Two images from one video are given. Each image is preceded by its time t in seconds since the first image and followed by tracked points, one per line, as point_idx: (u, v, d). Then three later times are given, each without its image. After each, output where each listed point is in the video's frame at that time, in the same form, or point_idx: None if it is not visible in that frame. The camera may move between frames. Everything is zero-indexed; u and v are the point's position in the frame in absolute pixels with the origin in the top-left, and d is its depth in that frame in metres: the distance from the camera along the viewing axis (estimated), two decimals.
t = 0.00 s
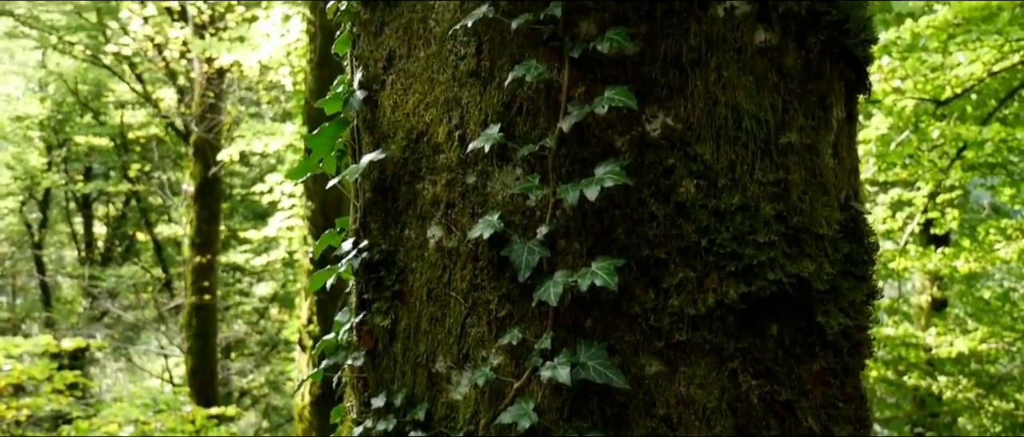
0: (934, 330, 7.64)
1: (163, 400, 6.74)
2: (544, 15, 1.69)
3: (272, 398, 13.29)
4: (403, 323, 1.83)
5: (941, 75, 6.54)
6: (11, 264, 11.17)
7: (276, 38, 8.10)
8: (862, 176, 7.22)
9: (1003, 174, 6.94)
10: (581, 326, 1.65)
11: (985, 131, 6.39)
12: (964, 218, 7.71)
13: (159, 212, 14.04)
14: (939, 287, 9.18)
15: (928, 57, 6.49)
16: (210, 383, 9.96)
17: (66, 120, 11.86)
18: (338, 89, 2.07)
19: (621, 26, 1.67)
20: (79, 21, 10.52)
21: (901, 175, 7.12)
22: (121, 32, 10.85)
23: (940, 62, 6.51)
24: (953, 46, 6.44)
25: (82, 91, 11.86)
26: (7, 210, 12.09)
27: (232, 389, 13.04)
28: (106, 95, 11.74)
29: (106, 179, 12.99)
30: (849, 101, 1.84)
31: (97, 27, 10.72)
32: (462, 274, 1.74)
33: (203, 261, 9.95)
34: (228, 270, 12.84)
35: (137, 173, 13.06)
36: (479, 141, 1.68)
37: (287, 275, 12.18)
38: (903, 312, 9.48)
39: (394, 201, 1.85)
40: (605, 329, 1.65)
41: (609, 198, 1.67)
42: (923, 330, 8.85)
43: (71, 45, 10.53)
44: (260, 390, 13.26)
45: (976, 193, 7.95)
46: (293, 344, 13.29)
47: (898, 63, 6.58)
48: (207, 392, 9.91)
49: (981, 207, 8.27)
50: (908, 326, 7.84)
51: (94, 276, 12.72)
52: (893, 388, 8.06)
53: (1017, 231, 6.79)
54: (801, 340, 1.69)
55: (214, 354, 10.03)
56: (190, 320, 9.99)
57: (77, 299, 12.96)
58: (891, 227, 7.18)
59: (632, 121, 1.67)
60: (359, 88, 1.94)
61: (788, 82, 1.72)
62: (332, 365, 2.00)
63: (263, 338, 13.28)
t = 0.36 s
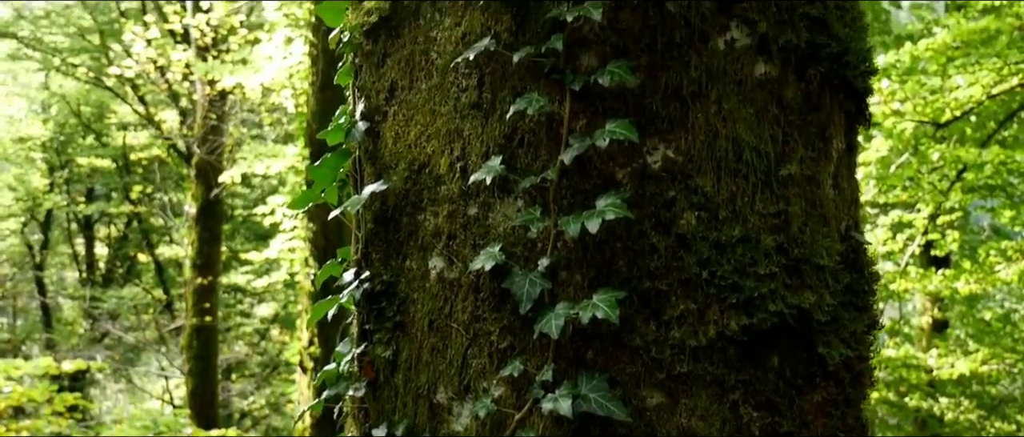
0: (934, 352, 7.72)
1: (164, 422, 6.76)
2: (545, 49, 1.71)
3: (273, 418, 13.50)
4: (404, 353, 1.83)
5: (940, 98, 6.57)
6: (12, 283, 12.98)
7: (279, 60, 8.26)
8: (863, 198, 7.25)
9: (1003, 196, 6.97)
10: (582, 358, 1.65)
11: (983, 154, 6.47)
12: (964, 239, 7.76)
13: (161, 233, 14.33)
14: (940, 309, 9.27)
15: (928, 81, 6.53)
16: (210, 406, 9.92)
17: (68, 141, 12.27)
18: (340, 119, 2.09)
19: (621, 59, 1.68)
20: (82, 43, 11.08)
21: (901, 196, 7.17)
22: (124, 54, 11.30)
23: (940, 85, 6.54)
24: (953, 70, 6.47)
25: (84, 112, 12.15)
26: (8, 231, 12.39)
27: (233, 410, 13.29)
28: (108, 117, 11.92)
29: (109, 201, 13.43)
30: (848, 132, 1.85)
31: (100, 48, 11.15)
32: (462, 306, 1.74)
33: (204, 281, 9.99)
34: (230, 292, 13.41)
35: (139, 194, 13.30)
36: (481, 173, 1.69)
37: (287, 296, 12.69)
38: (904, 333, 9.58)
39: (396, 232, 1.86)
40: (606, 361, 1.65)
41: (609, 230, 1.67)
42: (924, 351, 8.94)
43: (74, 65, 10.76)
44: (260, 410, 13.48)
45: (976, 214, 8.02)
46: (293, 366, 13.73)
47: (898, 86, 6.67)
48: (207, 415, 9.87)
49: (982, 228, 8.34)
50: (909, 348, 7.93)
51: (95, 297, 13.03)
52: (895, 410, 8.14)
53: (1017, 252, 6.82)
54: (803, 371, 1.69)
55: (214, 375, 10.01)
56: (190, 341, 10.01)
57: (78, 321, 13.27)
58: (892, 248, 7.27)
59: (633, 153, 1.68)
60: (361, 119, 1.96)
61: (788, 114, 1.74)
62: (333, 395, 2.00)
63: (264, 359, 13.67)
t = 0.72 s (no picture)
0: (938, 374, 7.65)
1: None
2: (547, 79, 1.72)
3: None
4: (406, 382, 1.83)
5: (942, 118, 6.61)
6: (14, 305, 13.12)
7: (281, 81, 8.45)
8: (866, 219, 7.28)
9: (1005, 217, 7.03)
10: (584, 388, 1.64)
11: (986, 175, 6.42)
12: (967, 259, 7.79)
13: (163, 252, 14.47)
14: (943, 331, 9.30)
15: (928, 101, 6.62)
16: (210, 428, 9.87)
17: (71, 162, 12.51)
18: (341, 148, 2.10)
19: (622, 89, 1.69)
20: (86, 64, 11.16)
21: (903, 217, 7.16)
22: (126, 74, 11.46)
23: (940, 106, 6.65)
24: (953, 91, 6.56)
25: (88, 133, 12.36)
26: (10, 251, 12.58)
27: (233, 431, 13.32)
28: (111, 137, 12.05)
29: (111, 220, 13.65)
30: (849, 160, 1.85)
31: (104, 69, 11.26)
32: (464, 335, 1.74)
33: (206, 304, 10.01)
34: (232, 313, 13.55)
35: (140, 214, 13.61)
36: (483, 203, 1.69)
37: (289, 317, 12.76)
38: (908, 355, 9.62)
39: (398, 261, 1.86)
40: (608, 391, 1.63)
41: (611, 260, 1.67)
42: (928, 373, 8.95)
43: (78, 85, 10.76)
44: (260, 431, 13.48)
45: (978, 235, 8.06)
46: (293, 387, 13.87)
47: (899, 107, 6.67)
48: None
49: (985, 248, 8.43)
50: (913, 370, 7.94)
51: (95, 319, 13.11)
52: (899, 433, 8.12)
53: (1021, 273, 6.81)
54: (805, 402, 1.68)
55: (214, 397, 9.98)
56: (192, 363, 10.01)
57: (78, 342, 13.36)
58: (894, 269, 7.28)
59: (634, 183, 1.68)
60: (363, 147, 1.97)
61: (788, 143, 1.74)
62: (334, 425, 1.99)
63: (264, 380, 13.80)
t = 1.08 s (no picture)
0: (943, 394, 7.67)
1: None
2: (549, 106, 1.72)
3: None
4: (408, 411, 1.82)
5: (944, 136, 6.67)
6: (16, 324, 13.25)
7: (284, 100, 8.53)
8: (869, 238, 7.30)
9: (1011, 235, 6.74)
10: (586, 417, 1.63)
11: (988, 193, 6.44)
12: (970, 277, 7.80)
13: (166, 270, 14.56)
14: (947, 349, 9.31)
15: (930, 119, 6.73)
16: None
17: (74, 182, 12.74)
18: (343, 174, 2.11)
19: (623, 117, 1.69)
20: (88, 85, 11.13)
21: (906, 235, 7.15)
22: (130, 94, 11.35)
23: (942, 124, 6.74)
24: (955, 109, 6.70)
25: (91, 153, 12.55)
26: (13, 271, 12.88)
27: None
28: (113, 157, 12.35)
29: (114, 239, 13.85)
30: (851, 187, 1.85)
31: (106, 90, 11.22)
32: (466, 363, 1.73)
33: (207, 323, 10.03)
34: (234, 332, 13.62)
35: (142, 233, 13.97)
36: (485, 231, 1.69)
37: (292, 336, 12.79)
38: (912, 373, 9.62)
39: (400, 288, 1.86)
40: (610, 421, 1.62)
41: (614, 289, 1.66)
42: (932, 391, 8.94)
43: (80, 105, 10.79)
44: None
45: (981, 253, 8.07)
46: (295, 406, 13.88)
47: (901, 125, 6.73)
48: None
49: (989, 266, 8.47)
50: (917, 389, 7.93)
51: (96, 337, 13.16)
52: None
53: None
54: (809, 430, 1.67)
55: (215, 418, 9.95)
56: (193, 383, 9.98)
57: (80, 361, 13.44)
58: (897, 287, 7.43)
59: (636, 211, 1.68)
60: (365, 174, 1.97)
61: (790, 170, 1.74)
62: None
63: (266, 399, 13.80)
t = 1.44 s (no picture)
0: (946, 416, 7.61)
1: None
2: (551, 134, 1.73)
3: None
4: None
5: (945, 158, 6.67)
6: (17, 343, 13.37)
7: (286, 120, 8.52)
8: (871, 259, 7.30)
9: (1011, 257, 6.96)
10: None
11: (989, 215, 6.46)
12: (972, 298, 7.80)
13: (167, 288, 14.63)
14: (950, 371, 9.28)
15: (931, 140, 6.73)
16: None
17: (76, 201, 12.93)
18: (346, 200, 2.12)
19: (625, 145, 1.70)
20: (92, 103, 11.15)
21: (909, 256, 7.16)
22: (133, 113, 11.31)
23: (942, 145, 6.74)
24: (955, 130, 6.74)
25: (94, 172, 12.70)
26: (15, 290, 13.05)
27: None
28: (116, 176, 12.48)
29: (116, 258, 13.95)
30: (852, 214, 1.85)
31: (110, 108, 11.21)
32: (468, 391, 1.73)
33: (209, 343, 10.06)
34: (235, 351, 13.63)
35: (145, 253, 14.18)
36: (486, 258, 1.69)
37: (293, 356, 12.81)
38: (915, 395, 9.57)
39: (402, 315, 1.86)
40: None
41: (616, 317, 1.66)
42: (935, 413, 8.90)
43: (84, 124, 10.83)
44: None
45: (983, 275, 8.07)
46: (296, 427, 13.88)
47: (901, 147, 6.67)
48: None
49: (991, 288, 8.49)
50: (920, 411, 7.90)
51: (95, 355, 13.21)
52: None
53: None
54: None
55: None
56: (194, 403, 10.00)
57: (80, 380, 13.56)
58: (899, 309, 7.45)
59: (639, 238, 1.68)
60: (367, 201, 1.97)
61: (792, 198, 1.74)
62: None
63: (267, 420, 13.79)
